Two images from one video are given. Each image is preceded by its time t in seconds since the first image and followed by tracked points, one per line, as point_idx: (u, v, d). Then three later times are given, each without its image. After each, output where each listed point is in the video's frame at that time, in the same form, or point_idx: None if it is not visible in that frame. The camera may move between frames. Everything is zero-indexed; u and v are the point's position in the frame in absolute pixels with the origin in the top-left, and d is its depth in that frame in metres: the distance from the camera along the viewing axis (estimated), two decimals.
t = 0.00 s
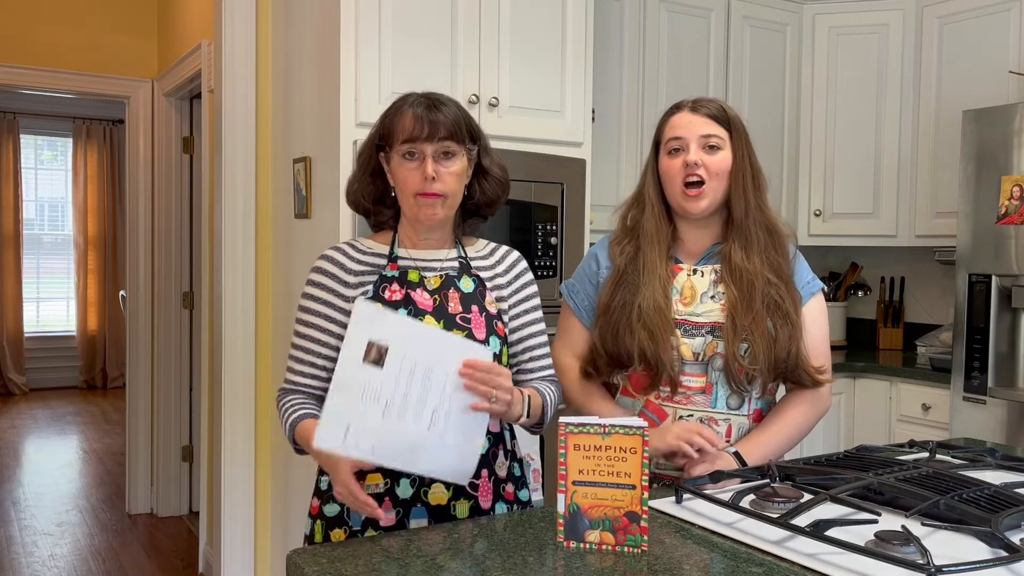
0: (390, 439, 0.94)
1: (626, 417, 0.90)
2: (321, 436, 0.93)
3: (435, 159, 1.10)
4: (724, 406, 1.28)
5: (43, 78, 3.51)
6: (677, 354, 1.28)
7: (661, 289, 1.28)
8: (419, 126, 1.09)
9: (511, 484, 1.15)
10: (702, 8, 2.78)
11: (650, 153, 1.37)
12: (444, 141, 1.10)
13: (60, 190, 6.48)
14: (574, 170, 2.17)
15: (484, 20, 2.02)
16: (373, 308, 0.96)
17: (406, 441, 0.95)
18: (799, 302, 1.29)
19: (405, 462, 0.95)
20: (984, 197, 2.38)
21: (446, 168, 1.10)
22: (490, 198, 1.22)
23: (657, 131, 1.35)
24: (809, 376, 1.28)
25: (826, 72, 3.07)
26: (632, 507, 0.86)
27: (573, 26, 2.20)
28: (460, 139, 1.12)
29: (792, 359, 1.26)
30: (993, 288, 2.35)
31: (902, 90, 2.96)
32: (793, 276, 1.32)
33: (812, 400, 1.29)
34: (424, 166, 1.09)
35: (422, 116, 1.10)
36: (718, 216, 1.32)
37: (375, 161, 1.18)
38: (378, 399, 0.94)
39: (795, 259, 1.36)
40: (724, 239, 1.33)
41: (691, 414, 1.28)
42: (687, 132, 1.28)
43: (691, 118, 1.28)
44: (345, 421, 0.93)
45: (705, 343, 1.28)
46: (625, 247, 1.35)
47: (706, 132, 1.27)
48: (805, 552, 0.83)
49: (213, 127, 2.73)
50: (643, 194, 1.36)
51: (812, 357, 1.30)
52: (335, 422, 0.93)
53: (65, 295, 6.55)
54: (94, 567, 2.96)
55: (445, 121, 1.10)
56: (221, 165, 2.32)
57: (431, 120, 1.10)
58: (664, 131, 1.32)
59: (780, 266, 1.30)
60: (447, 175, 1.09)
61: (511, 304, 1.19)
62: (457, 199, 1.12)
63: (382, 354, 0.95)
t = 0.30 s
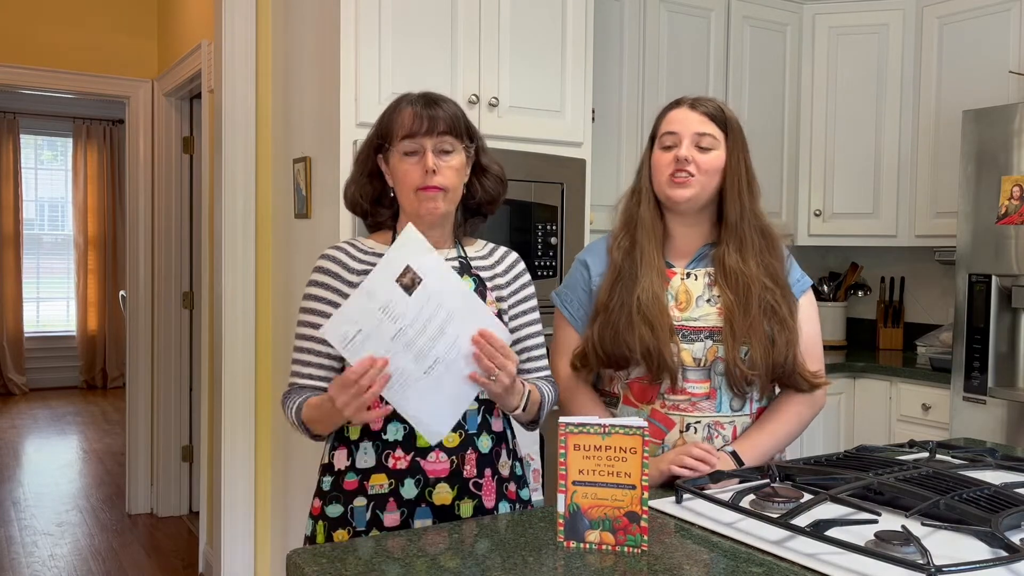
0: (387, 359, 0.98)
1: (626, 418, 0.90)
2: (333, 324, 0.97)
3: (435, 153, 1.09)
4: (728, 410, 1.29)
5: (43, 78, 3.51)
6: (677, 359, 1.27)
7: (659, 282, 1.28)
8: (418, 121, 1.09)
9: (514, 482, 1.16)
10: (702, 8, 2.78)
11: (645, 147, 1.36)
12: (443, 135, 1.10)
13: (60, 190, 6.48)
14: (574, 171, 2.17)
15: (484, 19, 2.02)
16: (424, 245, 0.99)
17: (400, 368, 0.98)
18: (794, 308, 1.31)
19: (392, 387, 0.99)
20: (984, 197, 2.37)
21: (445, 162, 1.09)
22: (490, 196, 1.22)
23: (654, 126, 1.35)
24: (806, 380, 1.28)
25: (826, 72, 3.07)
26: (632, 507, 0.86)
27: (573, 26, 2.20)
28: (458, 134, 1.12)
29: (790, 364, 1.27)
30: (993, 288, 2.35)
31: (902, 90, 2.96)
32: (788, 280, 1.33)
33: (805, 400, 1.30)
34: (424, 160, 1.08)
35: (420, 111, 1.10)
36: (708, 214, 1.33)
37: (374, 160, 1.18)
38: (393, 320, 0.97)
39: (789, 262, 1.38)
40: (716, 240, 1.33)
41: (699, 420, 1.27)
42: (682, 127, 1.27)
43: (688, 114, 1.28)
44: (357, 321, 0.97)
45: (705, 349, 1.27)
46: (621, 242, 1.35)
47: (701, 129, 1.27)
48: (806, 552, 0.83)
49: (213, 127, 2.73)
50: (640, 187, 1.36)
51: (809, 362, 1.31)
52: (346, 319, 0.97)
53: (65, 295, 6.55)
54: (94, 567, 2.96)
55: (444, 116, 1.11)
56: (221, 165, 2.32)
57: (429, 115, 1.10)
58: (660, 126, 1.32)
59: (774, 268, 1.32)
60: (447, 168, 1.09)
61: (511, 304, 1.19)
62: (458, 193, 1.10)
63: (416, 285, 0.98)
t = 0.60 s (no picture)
0: (387, 311, 1.01)
1: (626, 417, 0.90)
2: (383, 241, 1.01)
3: (433, 151, 1.10)
4: (725, 409, 1.28)
5: (43, 78, 3.51)
6: (676, 357, 1.27)
7: (656, 282, 1.29)
8: (418, 117, 1.10)
9: (514, 480, 1.16)
10: (702, 8, 2.78)
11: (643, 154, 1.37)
12: (442, 134, 1.10)
13: (60, 190, 6.48)
14: (574, 171, 2.18)
15: (484, 19, 2.02)
16: (500, 273, 1.00)
17: (389, 330, 1.01)
18: (793, 311, 1.31)
19: (371, 336, 1.01)
20: (984, 196, 2.37)
21: (444, 160, 1.09)
22: (488, 198, 1.22)
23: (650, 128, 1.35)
24: (805, 384, 1.28)
25: (826, 72, 3.07)
26: (632, 507, 0.86)
27: (573, 26, 2.20)
28: (458, 133, 1.12)
29: (788, 366, 1.27)
30: (993, 288, 2.35)
31: (902, 90, 2.96)
32: (787, 284, 1.33)
33: (802, 406, 1.29)
34: (423, 157, 1.09)
35: (421, 108, 1.10)
36: (703, 216, 1.32)
37: (373, 155, 1.17)
38: (420, 289, 1.00)
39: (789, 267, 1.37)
40: (715, 241, 1.33)
41: (696, 419, 1.27)
42: (674, 131, 1.28)
43: (680, 117, 1.28)
44: (396, 259, 1.01)
45: (704, 347, 1.27)
46: (620, 241, 1.35)
47: (692, 133, 1.27)
48: (806, 552, 0.83)
49: (212, 127, 2.73)
50: (637, 189, 1.37)
51: (809, 366, 1.31)
52: (391, 251, 1.01)
53: (65, 295, 6.55)
54: (94, 567, 2.96)
55: (445, 114, 1.11)
56: (221, 165, 2.32)
57: (430, 112, 1.10)
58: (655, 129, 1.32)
59: (773, 274, 1.31)
60: (444, 167, 1.09)
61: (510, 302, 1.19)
62: (454, 192, 1.10)
63: (462, 284, 1.00)
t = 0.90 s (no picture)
0: (386, 317, 1.01)
1: (627, 417, 0.90)
2: (382, 246, 1.01)
3: (427, 150, 1.09)
4: (719, 408, 1.28)
5: (42, 78, 3.51)
6: (676, 358, 1.28)
7: (658, 295, 1.29)
8: (413, 115, 1.10)
9: (511, 479, 1.15)
10: (702, 8, 2.78)
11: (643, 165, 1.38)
12: (436, 133, 1.10)
13: (59, 190, 6.48)
14: (574, 171, 2.18)
15: (484, 19, 2.02)
16: (497, 278, 1.03)
17: (387, 336, 1.02)
18: (793, 305, 1.30)
19: (368, 342, 1.02)
20: (984, 196, 2.37)
21: (436, 159, 1.09)
22: (483, 201, 1.22)
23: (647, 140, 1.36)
24: (811, 374, 1.28)
25: (826, 72, 3.07)
26: (632, 507, 0.86)
27: (573, 26, 2.20)
28: (452, 133, 1.12)
29: (791, 361, 1.27)
30: (993, 288, 2.35)
31: (902, 89, 2.96)
32: (789, 283, 1.33)
33: (809, 407, 1.30)
34: (414, 155, 1.08)
35: (416, 107, 1.10)
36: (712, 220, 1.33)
37: (370, 153, 1.18)
38: (419, 295, 1.01)
39: (790, 263, 1.37)
40: (719, 243, 1.33)
41: (690, 416, 1.27)
42: (672, 139, 1.28)
43: (673, 123, 1.29)
44: (397, 265, 1.01)
45: (704, 349, 1.27)
46: (624, 251, 1.36)
47: (691, 136, 1.27)
48: (806, 552, 0.83)
49: (213, 127, 2.73)
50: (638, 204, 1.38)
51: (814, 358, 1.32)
52: (393, 255, 1.01)
53: (65, 295, 6.55)
54: (94, 567, 2.96)
55: (440, 114, 1.10)
56: (221, 165, 2.32)
57: (425, 111, 1.10)
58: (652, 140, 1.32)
59: (773, 267, 1.31)
60: (436, 166, 1.09)
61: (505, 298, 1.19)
62: (446, 192, 1.10)
63: (460, 290, 1.02)
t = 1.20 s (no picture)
0: (395, 310, 1.01)
1: (627, 417, 0.90)
2: (385, 242, 1.00)
3: (426, 149, 1.09)
4: (724, 408, 1.27)
5: (43, 78, 3.50)
6: (682, 354, 1.28)
7: (665, 291, 1.29)
8: (411, 115, 1.09)
9: (512, 480, 1.15)
10: (702, 9, 2.78)
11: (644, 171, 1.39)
12: (435, 131, 1.10)
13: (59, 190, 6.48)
14: (574, 171, 2.18)
15: (484, 19, 2.02)
16: (500, 261, 1.03)
17: (398, 329, 1.01)
18: (796, 301, 1.31)
19: (381, 338, 1.01)
20: (985, 197, 2.37)
21: (435, 157, 1.09)
22: (485, 198, 1.22)
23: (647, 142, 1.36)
24: (816, 366, 1.28)
25: (826, 72, 3.07)
26: (632, 507, 0.86)
27: (573, 26, 2.20)
28: (452, 131, 1.11)
29: (797, 355, 1.27)
30: (993, 289, 2.35)
31: (902, 89, 2.96)
32: (790, 279, 1.34)
33: (808, 406, 1.30)
34: (413, 154, 1.08)
35: (414, 106, 1.10)
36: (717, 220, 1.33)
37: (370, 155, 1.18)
38: (426, 287, 1.01)
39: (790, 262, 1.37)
40: (722, 242, 1.33)
41: (692, 415, 1.27)
42: (672, 140, 1.29)
43: (671, 125, 1.30)
44: (401, 258, 1.00)
45: (708, 346, 1.27)
46: (628, 248, 1.36)
47: (691, 135, 1.27)
48: (806, 552, 0.83)
49: (213, 126, 2.73)
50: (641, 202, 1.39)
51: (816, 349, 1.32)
52: (397, 249, 1.00)
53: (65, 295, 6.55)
54: (94, 567, 2.96)
55: (438, 112, 1.10)
56: (221, 164, 2.32)
57: (423, 110, 1.10)
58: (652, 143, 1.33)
59: (773, 262, 1.31)
60: (436, 164, 1.08)
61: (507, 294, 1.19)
62: (446, 191, 1.09)
63: (466, 278, 1.02)
